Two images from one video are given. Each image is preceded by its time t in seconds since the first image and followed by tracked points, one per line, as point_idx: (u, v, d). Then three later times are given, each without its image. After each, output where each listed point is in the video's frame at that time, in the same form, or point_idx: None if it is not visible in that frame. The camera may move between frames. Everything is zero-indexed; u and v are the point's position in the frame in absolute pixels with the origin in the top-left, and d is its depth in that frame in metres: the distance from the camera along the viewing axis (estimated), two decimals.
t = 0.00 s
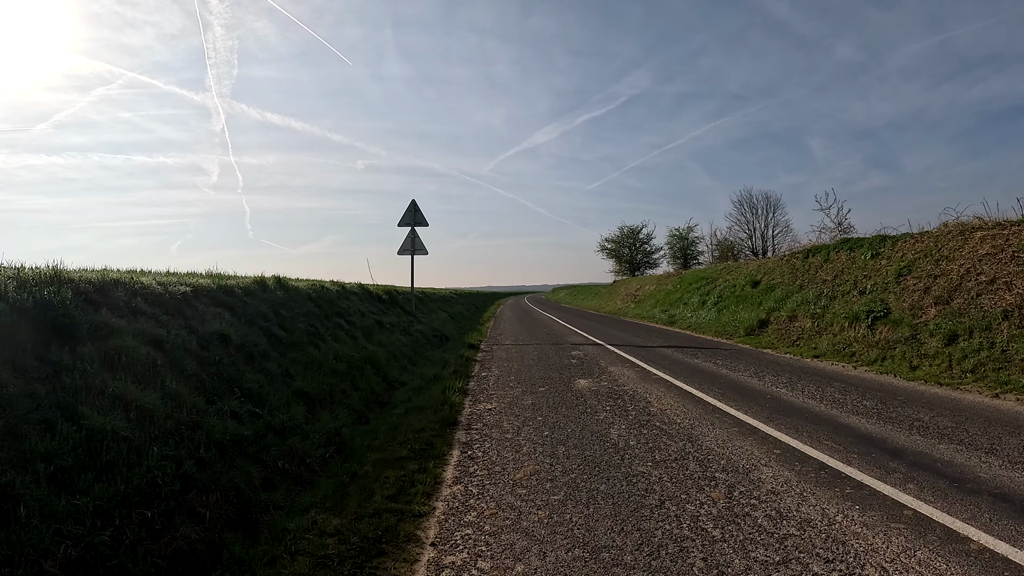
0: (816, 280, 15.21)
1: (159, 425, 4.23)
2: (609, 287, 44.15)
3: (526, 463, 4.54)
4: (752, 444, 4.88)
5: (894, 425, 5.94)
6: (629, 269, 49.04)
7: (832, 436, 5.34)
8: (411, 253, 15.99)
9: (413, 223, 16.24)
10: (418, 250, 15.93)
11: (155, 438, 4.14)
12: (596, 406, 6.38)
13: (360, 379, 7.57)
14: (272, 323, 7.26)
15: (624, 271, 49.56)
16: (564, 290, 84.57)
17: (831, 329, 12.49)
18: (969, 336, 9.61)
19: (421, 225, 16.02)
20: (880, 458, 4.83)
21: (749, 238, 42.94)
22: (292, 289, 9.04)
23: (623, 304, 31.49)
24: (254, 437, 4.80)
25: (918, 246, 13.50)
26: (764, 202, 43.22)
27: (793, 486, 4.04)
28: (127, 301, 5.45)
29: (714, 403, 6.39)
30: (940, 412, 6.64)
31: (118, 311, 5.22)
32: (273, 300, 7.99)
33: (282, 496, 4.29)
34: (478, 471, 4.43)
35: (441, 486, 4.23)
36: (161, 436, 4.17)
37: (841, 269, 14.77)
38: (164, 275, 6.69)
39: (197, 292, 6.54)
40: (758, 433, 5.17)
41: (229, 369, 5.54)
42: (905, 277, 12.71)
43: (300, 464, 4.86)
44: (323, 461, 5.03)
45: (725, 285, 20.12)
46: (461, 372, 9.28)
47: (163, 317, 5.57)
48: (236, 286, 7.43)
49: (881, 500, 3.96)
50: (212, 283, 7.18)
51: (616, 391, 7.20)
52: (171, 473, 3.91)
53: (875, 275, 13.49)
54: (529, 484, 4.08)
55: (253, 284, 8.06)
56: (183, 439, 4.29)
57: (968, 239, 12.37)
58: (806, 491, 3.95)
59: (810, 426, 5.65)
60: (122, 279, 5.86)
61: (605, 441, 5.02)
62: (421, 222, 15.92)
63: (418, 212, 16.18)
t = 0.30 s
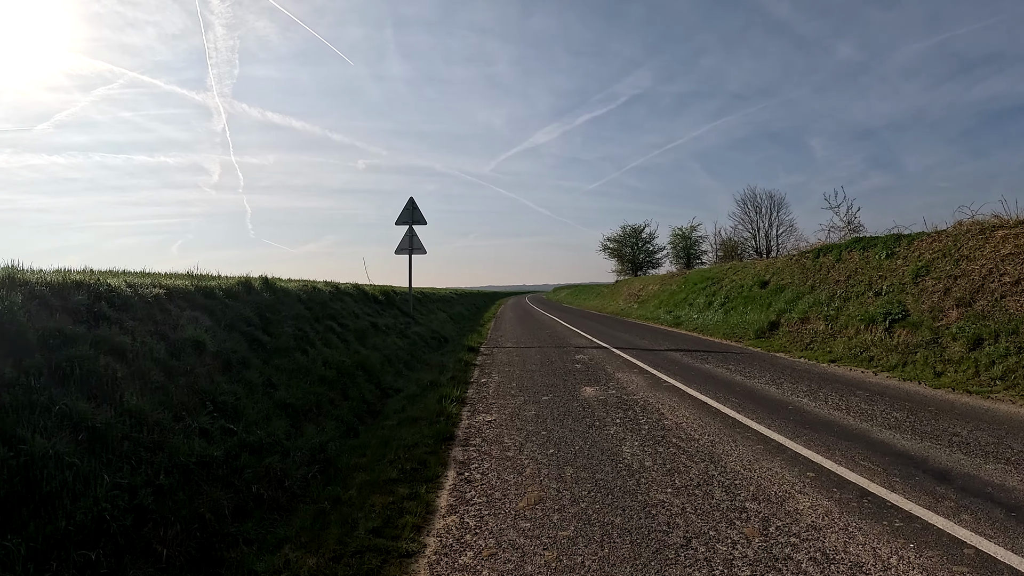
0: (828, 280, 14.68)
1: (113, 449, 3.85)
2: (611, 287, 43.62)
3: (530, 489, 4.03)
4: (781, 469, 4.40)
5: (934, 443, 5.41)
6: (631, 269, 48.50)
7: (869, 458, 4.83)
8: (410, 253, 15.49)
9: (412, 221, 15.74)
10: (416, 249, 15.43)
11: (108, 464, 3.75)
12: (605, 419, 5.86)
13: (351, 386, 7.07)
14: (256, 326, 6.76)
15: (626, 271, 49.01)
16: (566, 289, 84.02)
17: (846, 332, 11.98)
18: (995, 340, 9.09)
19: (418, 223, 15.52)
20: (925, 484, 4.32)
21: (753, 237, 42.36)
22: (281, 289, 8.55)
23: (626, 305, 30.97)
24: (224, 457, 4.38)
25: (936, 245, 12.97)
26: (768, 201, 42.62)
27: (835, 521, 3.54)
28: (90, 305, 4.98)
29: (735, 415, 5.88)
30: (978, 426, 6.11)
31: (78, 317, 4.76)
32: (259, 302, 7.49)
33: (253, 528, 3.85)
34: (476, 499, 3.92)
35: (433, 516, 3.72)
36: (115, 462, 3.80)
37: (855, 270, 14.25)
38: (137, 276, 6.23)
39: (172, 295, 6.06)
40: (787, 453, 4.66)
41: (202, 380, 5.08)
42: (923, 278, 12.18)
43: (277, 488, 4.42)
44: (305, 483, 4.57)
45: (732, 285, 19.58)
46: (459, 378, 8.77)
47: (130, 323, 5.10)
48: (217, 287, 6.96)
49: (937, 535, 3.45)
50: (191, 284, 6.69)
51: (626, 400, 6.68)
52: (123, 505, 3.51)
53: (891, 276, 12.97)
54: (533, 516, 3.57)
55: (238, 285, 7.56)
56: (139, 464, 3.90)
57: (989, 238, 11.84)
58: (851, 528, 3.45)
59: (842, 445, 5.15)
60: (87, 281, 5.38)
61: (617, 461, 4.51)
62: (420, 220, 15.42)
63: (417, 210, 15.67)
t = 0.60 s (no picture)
0: (839, 278, 14.18)
1: (50, 463, 3.40)
2: (612, 287, 43.10)
3: (531, 511, 3.51)
4: (811, 492, 3.88)
5: (975, 454, 4.91)
6: (632, 268, 48.00)
7: (905, 478, 4.32)
8: (406, 250, 14.99)
9: (408, 217, 15.24)
10: (413, 246, 14.92)
11: (43, 481, 3.30)
12: (613, 426, 5.34)
13: (338, 390, 6.56)
14: (234, 325, 6.25)
15: (628, 270, 48.51)
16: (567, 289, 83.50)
17: (861, 332, 11.47)
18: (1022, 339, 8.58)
19: (415, 219, 15.02)
20: (976, 503, 3.82)
21: (757, 236, 41.83)
22: (266, 285, 8.06)
23: (628, 304, 30.47)
24: (184, 472, 3.91)
25: (952, 241, 12.47)
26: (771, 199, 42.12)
27: (886, 552, 3.03)
28: (41, 301, 4.49)
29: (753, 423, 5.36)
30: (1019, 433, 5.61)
31: (27, 313, 4.27)
32: (240, 298, 6.98)
33: (209, 556, 3.38)
34: (467, 523, 3.41)
35: (419, 543, 3.21)
36: (52, 478, 3.35)
37: (867, 267, 13.75)
38: (103, 271, 5.74)
39: (138, 292, 5.56)
40: (818, 469, 4.24)
41: (165, 385, 4.59)
42: (940, 274, 11.67)
43: (244, 506, 3.95)
44: (276, 501, 4.10)
45: (738, 283, 19.06)
46: (455, 380, 8.25)
47: (87, 320, 4.62)
48: (193, 283, 6.47)
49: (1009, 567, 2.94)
50: (163, 280, 6.19)
51: (634, 405, 6.17)
52: (55, 530, 3.06)
53: (905, 273, 12.47)
54: (535, 546, 3.05)
55: (217, 281, 7.06)
56: (80, 481, 3.44)
57: (1009, 232, 11.33)
58: (908, 560, 2.94)
59: (874, 461, 4.64)
60: (41, 276, 4.89)
61: (627, 477, 3.99)
62: (416, 216, 14.91)
63: (413, 205, 15.17)
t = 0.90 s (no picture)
0: (853, 280, 13.68)
1: None
2: (616, 288, 42.60)
3: (536, 552, 3.04)
4: (854, 530, 3.40)
5: None
6: (636, 268, 47.54)
7: (956, 509, 3.85)
8: (404, 250, 14.54)
9: (407, 216, 14.79)
10: (412, 246, 14.47)
11: None
12: (624, 443, 4.86)
13: (326, 401, 6.09)
14: (213, 332, 5.78)
15: (631, 271, 48.04)
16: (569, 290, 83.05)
17: (878, 336, 10.98)
18: None
19: (414, 219, 14.57)
20: None
21: (762, 236, 41.28)
22: (253, 288, 7.60)
23: (632, 305, 29.98)
24: (143, 503, 3.48)
25: (972, 241, 11.95)
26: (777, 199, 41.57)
27: None
28: None
29: (780, 442, 4.88)
30: None
31: None
32: (223, 302, 6.51)
33: None
34: (462, 568, 2.94)
35: None
36: None
37: (882, 268, 13.25)
38: (69, 274, 5.29)
39: (106, 297, 5.11)
40: (861, 505, 3.79)
41: (129, 402, 4.13)
42: (961, 276, 11.16)
43: (209, 541, 3.48)
44: (248, 535, 3.65)
45: (746, 284, 18.58)
46: (453, 389, 7.79)
47: (42, 330, 4.17)
48: (170, 288, 6.02)
49: None
50: (137, 284, 5.74)
51: (646, 418, 5.68)
52: None
53: (924, 275, 11.97)
54: None
55: (198, 284, 6.60)
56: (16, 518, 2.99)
57: None
58: None
59: (918, 491, 4.15)
60: None
61: (645, 510, 3.50)
62: (415, 215, 14.46)
63: (412, 204, 14.72)
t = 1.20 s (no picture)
0: (869, 279, 13.14)
1: None
2: (619, 287, 42.02)
3: None
4: (917, 568, 2.90)
5: None
6: (640, 267, 46.96)
7: None
8: (404, 247, 14.06)
9: (406, 212, 14.30)
10: (411, 243, 13.99)
11: None
12: (641, 459, 4.36)
13: (313, 408, 5.60)
14: (189, 335, 5.31)
15: (635, 270, 47.48)
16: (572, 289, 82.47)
17: (898, 338, 10.46)
18: None
19: (413, 215, 14.07)
20: None
21: (768, 235, 40.65)
22: (237, 286, 7.11)
23: (637, 304, 29.46)
24: (88, 534, 3.11)
25: (996, 237, 11.40)
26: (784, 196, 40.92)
27: None
28: None
29: (815, 461, 4.37)
30: None
31: None
32: (203, 301, 6.03)
33: None
34: None
35: None
36: None
37: (900, 267, 12.72)
38: (28, 271, 4.83)
39: (67, 297, 4.64)
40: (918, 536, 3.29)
41: (82, 417, 3.69)
42: (985, 274, 10.62)
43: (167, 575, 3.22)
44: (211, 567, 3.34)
45: (756, 283, 18.04)
46: (453, 394, 7.30)
47: None
48: (144, 286, 5.54)
49: None
50: (107, 281, 5.26)
51: (663, 428, 5.18)
52: None
53: (945, 273, 11.43)
54: None
55: (177, 282, 6.12)
56: None
57: None
58: None
59: (976, 516, 3.64)
60: None
61: (670, 544, 3.02)
62: (415, 211, 13.97)
63: (411, 199, 14.22)
